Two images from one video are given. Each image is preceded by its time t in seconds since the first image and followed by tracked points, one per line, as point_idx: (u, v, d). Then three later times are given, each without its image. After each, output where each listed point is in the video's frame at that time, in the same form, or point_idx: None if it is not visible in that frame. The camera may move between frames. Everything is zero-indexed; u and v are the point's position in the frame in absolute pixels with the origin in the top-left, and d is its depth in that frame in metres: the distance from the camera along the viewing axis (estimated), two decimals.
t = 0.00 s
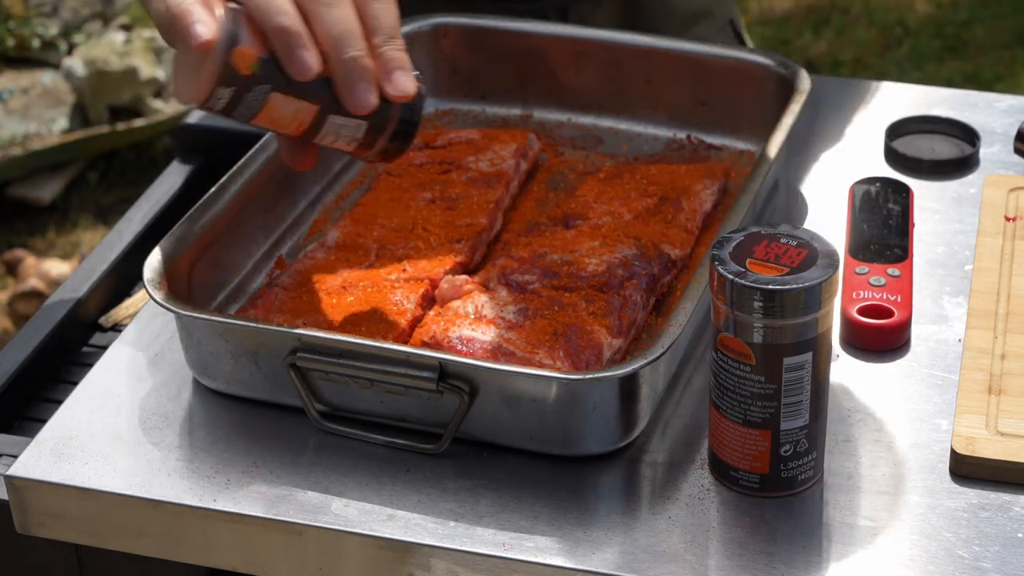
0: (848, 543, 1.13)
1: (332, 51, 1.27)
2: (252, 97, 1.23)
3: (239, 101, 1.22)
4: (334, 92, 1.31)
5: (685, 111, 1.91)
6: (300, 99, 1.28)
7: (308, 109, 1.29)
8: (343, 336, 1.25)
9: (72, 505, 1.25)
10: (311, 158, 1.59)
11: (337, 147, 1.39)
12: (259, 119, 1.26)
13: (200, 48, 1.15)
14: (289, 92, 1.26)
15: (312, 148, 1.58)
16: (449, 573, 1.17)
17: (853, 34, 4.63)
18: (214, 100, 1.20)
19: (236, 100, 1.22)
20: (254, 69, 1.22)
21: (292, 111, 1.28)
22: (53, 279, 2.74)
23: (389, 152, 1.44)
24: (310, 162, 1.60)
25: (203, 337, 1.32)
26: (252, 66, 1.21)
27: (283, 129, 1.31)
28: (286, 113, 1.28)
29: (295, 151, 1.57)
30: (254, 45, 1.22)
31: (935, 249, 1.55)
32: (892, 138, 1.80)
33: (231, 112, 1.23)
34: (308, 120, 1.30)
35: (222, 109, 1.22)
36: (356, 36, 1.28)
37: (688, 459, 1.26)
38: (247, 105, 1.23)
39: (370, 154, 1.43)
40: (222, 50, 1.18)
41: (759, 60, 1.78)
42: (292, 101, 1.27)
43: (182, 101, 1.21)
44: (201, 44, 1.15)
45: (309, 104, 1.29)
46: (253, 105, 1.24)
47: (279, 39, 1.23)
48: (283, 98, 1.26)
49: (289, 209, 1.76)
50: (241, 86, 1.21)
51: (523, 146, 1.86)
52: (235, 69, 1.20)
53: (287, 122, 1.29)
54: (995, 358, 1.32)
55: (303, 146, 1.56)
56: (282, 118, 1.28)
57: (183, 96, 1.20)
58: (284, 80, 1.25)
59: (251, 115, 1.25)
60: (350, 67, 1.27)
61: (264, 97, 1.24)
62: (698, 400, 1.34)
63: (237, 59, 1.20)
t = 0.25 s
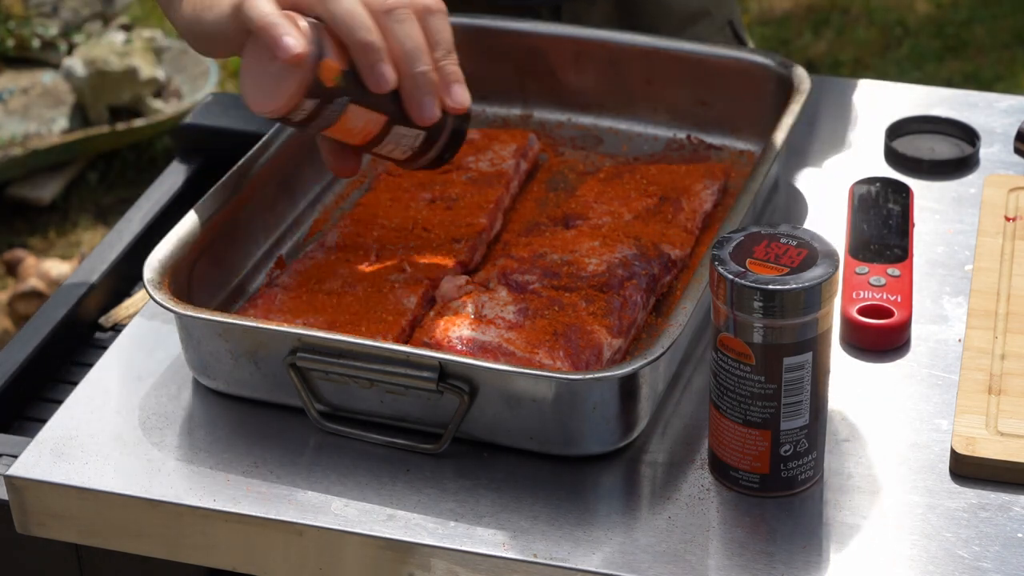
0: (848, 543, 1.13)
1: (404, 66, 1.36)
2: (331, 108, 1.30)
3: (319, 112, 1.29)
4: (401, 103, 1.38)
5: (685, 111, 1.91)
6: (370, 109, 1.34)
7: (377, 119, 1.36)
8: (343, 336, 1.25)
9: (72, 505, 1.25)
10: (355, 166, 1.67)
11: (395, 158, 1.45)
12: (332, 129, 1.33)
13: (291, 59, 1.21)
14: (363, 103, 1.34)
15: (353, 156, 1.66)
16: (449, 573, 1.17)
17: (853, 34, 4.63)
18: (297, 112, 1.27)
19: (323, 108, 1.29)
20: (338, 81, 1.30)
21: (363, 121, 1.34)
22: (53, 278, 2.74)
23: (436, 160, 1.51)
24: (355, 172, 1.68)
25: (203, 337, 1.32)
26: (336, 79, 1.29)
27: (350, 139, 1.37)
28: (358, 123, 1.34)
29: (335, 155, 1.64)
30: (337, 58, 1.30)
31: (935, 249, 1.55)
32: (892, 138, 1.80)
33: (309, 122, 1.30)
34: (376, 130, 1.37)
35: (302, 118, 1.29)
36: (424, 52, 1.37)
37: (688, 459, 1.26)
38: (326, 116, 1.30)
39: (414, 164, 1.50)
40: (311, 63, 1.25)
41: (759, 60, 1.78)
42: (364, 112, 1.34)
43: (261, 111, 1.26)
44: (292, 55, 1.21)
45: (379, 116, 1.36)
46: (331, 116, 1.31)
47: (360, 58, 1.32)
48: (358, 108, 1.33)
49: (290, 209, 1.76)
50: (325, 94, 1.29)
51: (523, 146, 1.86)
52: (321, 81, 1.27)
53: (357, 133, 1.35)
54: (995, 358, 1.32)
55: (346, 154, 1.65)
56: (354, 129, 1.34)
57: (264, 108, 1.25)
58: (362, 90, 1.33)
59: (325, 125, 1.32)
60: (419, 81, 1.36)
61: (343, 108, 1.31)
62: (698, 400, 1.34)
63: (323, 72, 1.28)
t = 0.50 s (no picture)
0: (848, 543, 1.13)
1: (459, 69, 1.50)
2: (399, 105, 1.37)
3: (390, 105, 1.36)
4: (454, 105, 1.48)
5: (685, 111, 1.91)
6: (427, 108, 1.42)
7: (429, 118, 1.43)
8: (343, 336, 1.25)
9: (72, 505, 1.25)
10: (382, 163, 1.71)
11: (428, 159, 1.51)
12: (392, 125, 1.39)
13: (375, 53, 1.31)
14: (426, 101, 1.41)
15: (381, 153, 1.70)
16: (449, 573, 1.17)
17: (853, 34, 4.63)
18: (375, 100, 1.34)
19: (391, 104, 1.36)
20: (411, 77, 1.38)
21: (419, 118, 1.42)
22: (53, 278, 2.74)
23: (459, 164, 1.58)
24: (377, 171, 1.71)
25: (202, 337, 1.32)
26: (410, 74, 1.38)
27: (401, 138, 1.43)
28: (414, 122, 1.41)
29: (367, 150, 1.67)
30: (410, 54, 1.38)
31: (935, 249, 1.55)
32: (892, 138, 1.80)
33: (378, 115, 1.36)
34: (427, 129, 1.44)
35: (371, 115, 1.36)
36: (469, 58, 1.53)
37: (688, 459, 1.26)
38: (395, 110, 1.37)
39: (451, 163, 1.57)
40: (392, 57, 1.33)
41: (759, 61, 1.78)
42: (422, 109, 1.41)
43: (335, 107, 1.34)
44: (376, 49, 1.31)
45: (431, 115, 1.44)
46: (397, 113, 1.37)
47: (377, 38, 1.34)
48: (421, 105, 1.41)
49: (290, 209, 1.76)
50: (398, 91, 1.36)
51: (523, 146, 1.86)
52: (398, 77, 1.35)
53: (410, 131, 1.42)
54: (995, 358, 1.33)
55: (372, 150, 1.68)
56: (410, 126, 1.41)
57: (340, 101, 1.33)
58: (428, 91, 1.42)
59: (386, 122, 1.38)
60: (473, 82, 1.49)
61: (406, 106, 1.38)
62: (698, 401, 1.34)
63: (400, 67, 1.35)
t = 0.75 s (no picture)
0: (848, 543, 1.13)
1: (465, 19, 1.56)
2: (404, 52, 1.41)
3: (392, 54, 1.40)
4: (461, 51, 1.54)
5: (685, 111, 1.91)
6: (434, 57, 1.47)
7: (437, 68, 1.49)
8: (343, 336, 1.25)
9: (72, 505, 1.25)
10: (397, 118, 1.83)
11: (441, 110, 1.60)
12: (398, 74, 1.44)
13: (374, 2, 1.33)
14: (430, 48, 1.46)
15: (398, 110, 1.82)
16: (449, 573, 1.17)
17: (853, 34, 4.63)
18: (376, 50, 1.39)
19: (392, 53, 1.40)
20: (411, 26, 1.41)
21: (424, 69, 1.47)
22: (53, 278, 2.74)
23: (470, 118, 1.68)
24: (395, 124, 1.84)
25: (203, 337, 1.32)
26: (410, 23, 1.41)
27: (411, 88, 1.49)
28: (421, 72, 1.47)
29: (381, 105, 1.78)
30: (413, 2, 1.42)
31: (935, 249, 1.55)
32: (892, 138, 1.80)
33: (381, 64, 1.41)
34: (434, 79, 1.50)
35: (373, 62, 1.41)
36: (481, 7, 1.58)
37: (688, 459, 1.26)
38: (398, 58, 1.42)
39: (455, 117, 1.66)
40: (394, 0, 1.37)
41: (759, 61, 1.78)
42: (429, 56, 1.46)
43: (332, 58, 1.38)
44: None
45: (439, 62, 1.49)
46: (400, 61, 1.42)
47: None
48: (425, 53, 1.45)
49: (290, 209, 1.76)
50: (399, 40, 1.40)
51: (523, 147, 1.86)
52: (397, 23, 1.38)
53: (416, 81, 1.48)
54: (995, 358, 1.32)
55: (389, 107, 1.80)
56: (417, 75, 1.47)
57: (338, 51, 1.37)
58: (433, 37, 1.46)
59: (398, 68, 1.43)
60: (479, 32, 1.55)
61: (411, 52, 1.43)
62: (698, 400, 1.34)
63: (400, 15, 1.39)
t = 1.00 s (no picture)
0: (848, 543, 1.13)
1: None
2: (401, 12, 1.39)
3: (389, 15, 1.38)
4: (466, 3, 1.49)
5: (685, 111, 1.91)
6: (439, 12, 1.44)
7: (444, 21, 1.46)
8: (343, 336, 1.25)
9: (72, 505, 1.25)
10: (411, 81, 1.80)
11: (455, 65, 1.56)
12: (403, 30, 1.42)
13: None
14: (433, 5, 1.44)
15: (412, 67, 1.79)
16: (449, 573, 1.17)
17: (853, 34, 4.63)
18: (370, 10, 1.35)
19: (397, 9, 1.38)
20: None
21: (432, 22, 1.45)
22: (53, 278, 2.74)
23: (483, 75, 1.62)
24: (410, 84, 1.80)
25: (203, 337, 1.32)
26: None
27: (417, 44, 1.47)
28: (426, 25, 1.44)
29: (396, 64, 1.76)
30: None
31: (935, 249, 1.55)
32: (892, 138, 1.80)
33: (383, 20, 1.38)
34: (442, 32, 1.47)
35: (375, 17, 1.37)
36: None
37: (688, 459, 1.26)
38: (400, 13, 1.39)
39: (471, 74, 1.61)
40: None
41: (760, 61, 1.78)
42: (434, 12, 1.44)
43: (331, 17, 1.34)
44: None
45: (446, 18, 1.46)
46: (402, 17, 1.39)
47: None
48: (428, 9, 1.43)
49: (290, 209, 1.76)
50: None
51: (523, 147, 1.86)
52: None
53: (423, 35, 1.45)
54: (995, 358, 1.32)
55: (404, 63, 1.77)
56: (421, 30, 1.44)
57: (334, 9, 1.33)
58: None
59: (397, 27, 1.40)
60: None
61: (414, 8, 1.40)
62: (698, 400, 1.34)
63: None
